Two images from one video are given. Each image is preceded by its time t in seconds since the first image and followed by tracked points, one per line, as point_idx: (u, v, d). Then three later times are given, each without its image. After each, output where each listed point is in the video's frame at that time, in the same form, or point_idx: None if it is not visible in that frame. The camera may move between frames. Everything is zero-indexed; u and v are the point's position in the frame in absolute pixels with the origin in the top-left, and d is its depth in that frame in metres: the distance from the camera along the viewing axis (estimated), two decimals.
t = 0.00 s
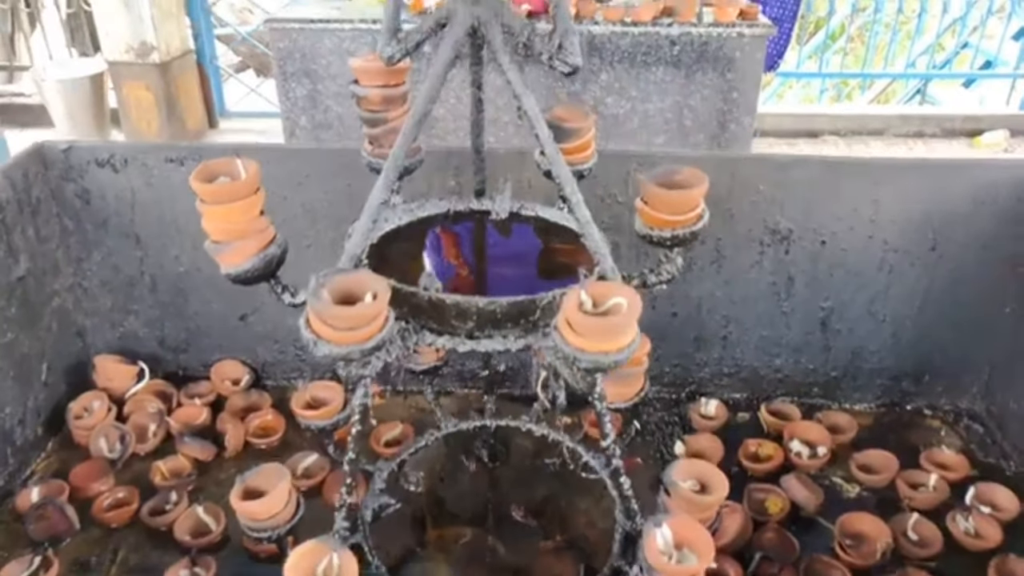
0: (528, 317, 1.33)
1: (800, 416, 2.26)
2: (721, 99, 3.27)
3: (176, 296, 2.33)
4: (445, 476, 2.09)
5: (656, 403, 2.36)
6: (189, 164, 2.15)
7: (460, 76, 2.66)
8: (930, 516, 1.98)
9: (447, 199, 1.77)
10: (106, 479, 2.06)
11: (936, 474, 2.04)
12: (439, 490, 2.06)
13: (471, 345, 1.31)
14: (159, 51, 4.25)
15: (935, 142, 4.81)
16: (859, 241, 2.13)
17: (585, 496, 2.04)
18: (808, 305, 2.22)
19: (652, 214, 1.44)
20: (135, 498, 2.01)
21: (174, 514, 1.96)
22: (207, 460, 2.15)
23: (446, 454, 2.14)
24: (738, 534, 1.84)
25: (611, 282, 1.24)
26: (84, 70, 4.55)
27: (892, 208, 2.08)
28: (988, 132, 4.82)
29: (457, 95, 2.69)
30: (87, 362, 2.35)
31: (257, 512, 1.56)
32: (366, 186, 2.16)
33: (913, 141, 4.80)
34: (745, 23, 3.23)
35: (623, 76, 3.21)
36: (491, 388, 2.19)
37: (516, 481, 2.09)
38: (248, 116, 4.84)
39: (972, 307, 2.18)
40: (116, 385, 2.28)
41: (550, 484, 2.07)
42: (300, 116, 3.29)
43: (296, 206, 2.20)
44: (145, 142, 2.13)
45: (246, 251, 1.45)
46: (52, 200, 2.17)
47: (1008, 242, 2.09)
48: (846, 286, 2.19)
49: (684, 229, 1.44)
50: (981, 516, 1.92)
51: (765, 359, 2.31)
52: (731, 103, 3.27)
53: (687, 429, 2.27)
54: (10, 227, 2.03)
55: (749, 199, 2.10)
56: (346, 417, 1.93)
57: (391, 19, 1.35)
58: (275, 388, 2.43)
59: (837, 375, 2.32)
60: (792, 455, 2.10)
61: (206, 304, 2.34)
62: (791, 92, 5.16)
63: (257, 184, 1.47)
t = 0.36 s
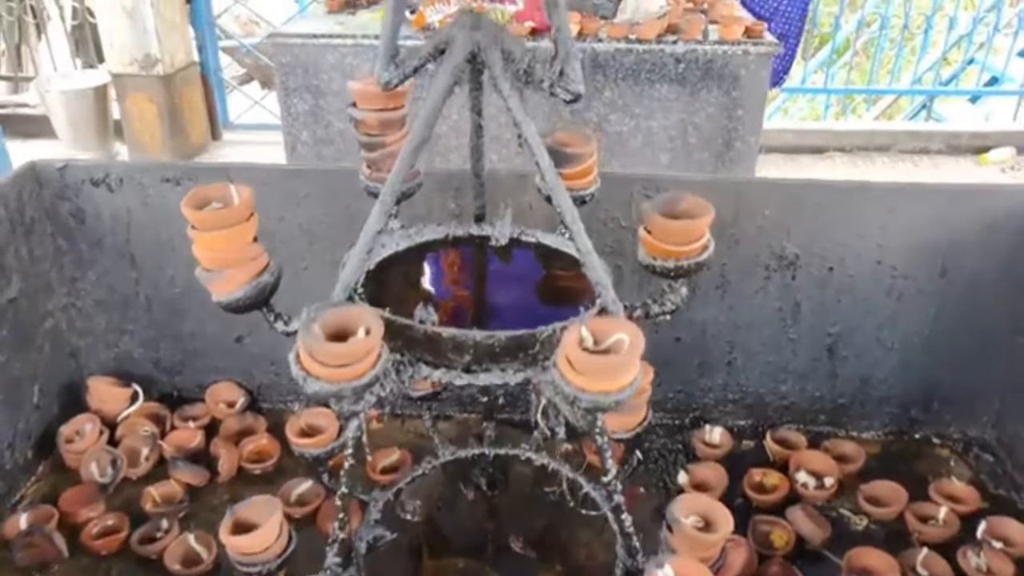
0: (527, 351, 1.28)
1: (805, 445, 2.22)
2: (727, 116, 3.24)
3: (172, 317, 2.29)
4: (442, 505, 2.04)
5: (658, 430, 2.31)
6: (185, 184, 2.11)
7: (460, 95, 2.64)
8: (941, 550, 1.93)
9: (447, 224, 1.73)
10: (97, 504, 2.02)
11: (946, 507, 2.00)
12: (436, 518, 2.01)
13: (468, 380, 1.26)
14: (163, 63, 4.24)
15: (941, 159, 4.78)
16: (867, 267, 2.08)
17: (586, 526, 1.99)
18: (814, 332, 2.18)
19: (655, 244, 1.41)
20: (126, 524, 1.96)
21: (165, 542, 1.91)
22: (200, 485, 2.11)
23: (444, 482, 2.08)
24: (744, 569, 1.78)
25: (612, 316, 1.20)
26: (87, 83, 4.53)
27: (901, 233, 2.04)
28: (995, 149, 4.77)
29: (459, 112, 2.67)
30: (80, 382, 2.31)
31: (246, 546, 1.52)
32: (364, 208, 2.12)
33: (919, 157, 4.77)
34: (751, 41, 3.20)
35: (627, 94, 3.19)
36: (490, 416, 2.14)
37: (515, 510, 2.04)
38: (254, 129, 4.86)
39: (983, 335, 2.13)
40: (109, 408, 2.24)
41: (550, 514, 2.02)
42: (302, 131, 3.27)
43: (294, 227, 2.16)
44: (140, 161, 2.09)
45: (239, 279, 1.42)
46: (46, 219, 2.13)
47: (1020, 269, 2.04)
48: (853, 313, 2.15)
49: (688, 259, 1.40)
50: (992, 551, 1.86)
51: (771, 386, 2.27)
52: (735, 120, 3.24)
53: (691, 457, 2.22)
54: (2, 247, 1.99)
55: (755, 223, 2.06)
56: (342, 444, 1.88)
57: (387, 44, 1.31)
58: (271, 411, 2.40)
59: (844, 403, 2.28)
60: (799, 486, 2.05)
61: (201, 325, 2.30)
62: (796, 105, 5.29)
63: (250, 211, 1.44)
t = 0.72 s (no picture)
0: (526, 378, 1.23)
1: (812, 466, 2.18)
2: (732, 127, 3.20)
3: (168, 330, 2.26)
4: (440, 526, 2.00)
5: (662, 449, 2.27)
6: (181, 196, 2.08)
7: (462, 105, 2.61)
8: None
9: (446, 242, 1.70)
10: (89, 522, 1.98)
11: (956, 532, 1.95)
12: (434, 539, 1.97)
13: (465, 407, 1.22)
14: (167, 68, 4.21)
15: (949, 168, 4.76)
16: (876, 285, 2.04)
17: (587, 549, 1.95)
18: (821, 351, 2.14)
19: (659, 266, 1.36)
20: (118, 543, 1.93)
21: (157, 561, 1.87)
22: (194, 503, 2.08)
23: (442, 502, 2.05)
24: None
25: (613, 345, 1.16)
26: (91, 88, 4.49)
27: (911, 251, 1.99)
28: (1004, 158, 4.73)
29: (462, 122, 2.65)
30: (74, 396, 2.28)
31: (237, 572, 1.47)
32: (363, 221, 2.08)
33: (928, 166, 4.72)
34: (758, 50, 3.17)
35: (632, 102, 3.16)
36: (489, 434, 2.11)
37: (515, 532, 1.99)
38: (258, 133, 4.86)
39: (994, 355, 2.09)
40: (103, 423, 2.21)
41: (550, 535, 1.98)
42: (304, 138, 3.25)
43: (291, 239, 2.12)
44: (136, 173, 2.06)
45: (232, 299, 1.38)
46: (40, 230, 2.10)
47: None
48: (862, 332, 2.10)
49: (693, 282, 1.35)
50: None
51: (776, 405, 2.22)
52: (742, 130, 3.20)
53: (695, 478, 2.18)
54: None
55: (762, 240, 2.01)
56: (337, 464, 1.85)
57: (381, 62, 1.27)
58: (268, 427, 2.36)
59: (852, 423, 2.23)
60: (804, 509, 2.01)
61: (197, 339, 2.27)
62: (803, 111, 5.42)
63: (244, 229, 1.40)
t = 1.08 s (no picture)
0: (524, 409, 1.20)
1: (818, 490, 2.14)
2: (736, 140, 3.22)
3: (164, 349, 2.23)
4: (438, 551, 1.97)
5: (665, 472, 2.23)
6: (177, 215, 2.05)
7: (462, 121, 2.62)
8: None
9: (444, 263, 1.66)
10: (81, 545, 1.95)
11: (965, 560, 1.91)
12: (432, 565, 1.94)
13: (462, 439, 1.19)
14: (171, 78, 4.41)
15: (954, 179, 4.99)
16: (883, 307, 2.00)
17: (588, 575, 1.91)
18: (827, 373, 2.10)
19: (662, 292, 1.32)
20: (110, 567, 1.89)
21: None
22: (189, 526, 2.04)
23: (441, 526, 2.01)
24: None
25: (614, 378, 1.13)
26: (94, 97, 4.66)
27: (919, 272, 1.95)
28: (1009, 170, 4.98)
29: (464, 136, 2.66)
30: (69, 415, 2.25)
31: None
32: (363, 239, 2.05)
33: (932, 177, 4.97)
34: (762, 64, 3.16)
35: (635, 117, 3.20)
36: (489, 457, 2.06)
37: (516, 557, 1.95)
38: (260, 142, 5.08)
39: (1003, 378, 2.05)
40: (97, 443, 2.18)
41: (551, 560, 1.94)
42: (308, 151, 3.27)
43: (289, 258, 2.10)
44: (131, 191, 2.03)
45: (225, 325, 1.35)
46: (35, 248, 2.07)
47: None
48: (868, 354, 2.06)
49: (696, 309, 1.31)
50: None
51: (781, 427, 2.19)
52: (745, 145, 3.23)
53: (699, 502, 2.14)
54: None
55: (767, 260, 1.98)
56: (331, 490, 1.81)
57: (377, 85, 1.24)
58: (265, 447, 2.33)
59: (858, 446, 2.19)
60: (811, 536, 1.97)
61: (194, 358, 2.24)
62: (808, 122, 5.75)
63: (237, 253, 1.37)
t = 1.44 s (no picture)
0: (519, 443, 1.16)
1: (820, 514, 2.11)
2: (737, 153, 3.19)
3: (156, 369, 2.20)
4: None
5: (665, 495, 2.20)
6: (169, 235, 2.02)
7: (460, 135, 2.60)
8: None
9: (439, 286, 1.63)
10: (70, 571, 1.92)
11: None
12: None
13: (455, 474, 1.15)
14: (170, 89, 4.65)
15: (955, 190, 5.02)
16: (887, 330, 1.97)
17: None
18: (830, 395, 2.06)
19: (661, 321, 1.29)
20: None
21: None
22: (180, 551, 2.02)
23: (438, 551, 1.98)
24: None
25: (613, 414, 1.09)
26: (93, 109, 4.88)
27: (924, 294, 1.92)
28: (1010, 181, 5.02)
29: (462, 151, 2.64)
30: (60, 437, 2.22)
31: None
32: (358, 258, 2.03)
33: (934, 188, 5.05)
34: (763, 77, 3.13)
35: (635, 131, 3.18)
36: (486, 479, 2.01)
37: None
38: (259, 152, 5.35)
39: (1009, 400, 2.01)
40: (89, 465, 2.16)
41: None
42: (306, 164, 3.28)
43: (283, 279, 2.06)
44: (123, 211, 2.00)
45: (213, 355, 1.31)
46: (26, 268, 2.05)
47: None
48: (871, 376, 2.03)
49: (696, 338, 1.28)
50: None
51: (783, 450, 2.15)
52: (747, 158, 3.20)
53: (699, 526, 2.11)
54: None
55: (769, 281, 1.95)
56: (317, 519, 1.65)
57: (368, 111, 1.21)
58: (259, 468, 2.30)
59: (861, 469, 2.16)
60: (813, 562, 1.93)
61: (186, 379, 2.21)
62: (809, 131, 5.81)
63: (226, 280, 1.34)
